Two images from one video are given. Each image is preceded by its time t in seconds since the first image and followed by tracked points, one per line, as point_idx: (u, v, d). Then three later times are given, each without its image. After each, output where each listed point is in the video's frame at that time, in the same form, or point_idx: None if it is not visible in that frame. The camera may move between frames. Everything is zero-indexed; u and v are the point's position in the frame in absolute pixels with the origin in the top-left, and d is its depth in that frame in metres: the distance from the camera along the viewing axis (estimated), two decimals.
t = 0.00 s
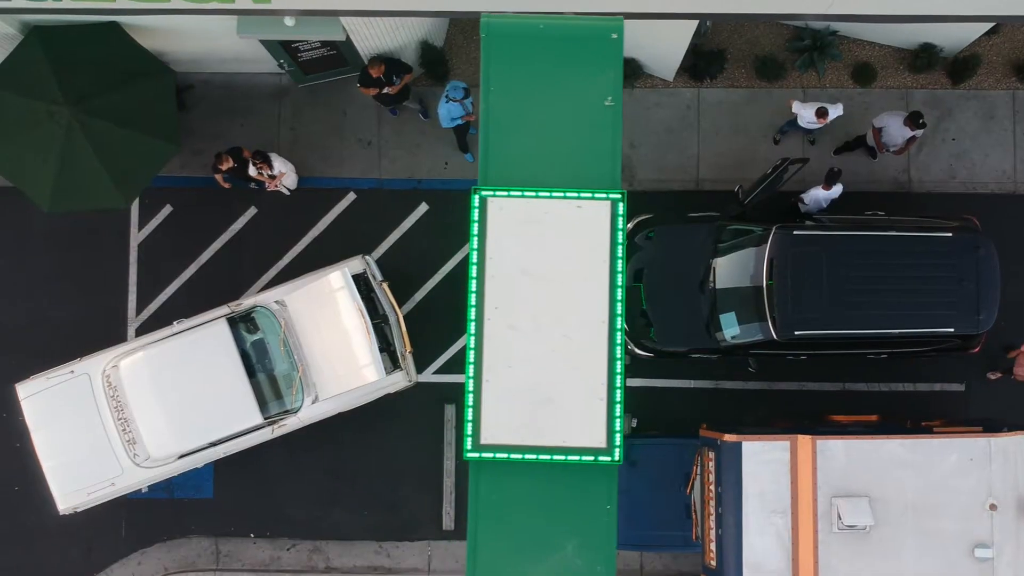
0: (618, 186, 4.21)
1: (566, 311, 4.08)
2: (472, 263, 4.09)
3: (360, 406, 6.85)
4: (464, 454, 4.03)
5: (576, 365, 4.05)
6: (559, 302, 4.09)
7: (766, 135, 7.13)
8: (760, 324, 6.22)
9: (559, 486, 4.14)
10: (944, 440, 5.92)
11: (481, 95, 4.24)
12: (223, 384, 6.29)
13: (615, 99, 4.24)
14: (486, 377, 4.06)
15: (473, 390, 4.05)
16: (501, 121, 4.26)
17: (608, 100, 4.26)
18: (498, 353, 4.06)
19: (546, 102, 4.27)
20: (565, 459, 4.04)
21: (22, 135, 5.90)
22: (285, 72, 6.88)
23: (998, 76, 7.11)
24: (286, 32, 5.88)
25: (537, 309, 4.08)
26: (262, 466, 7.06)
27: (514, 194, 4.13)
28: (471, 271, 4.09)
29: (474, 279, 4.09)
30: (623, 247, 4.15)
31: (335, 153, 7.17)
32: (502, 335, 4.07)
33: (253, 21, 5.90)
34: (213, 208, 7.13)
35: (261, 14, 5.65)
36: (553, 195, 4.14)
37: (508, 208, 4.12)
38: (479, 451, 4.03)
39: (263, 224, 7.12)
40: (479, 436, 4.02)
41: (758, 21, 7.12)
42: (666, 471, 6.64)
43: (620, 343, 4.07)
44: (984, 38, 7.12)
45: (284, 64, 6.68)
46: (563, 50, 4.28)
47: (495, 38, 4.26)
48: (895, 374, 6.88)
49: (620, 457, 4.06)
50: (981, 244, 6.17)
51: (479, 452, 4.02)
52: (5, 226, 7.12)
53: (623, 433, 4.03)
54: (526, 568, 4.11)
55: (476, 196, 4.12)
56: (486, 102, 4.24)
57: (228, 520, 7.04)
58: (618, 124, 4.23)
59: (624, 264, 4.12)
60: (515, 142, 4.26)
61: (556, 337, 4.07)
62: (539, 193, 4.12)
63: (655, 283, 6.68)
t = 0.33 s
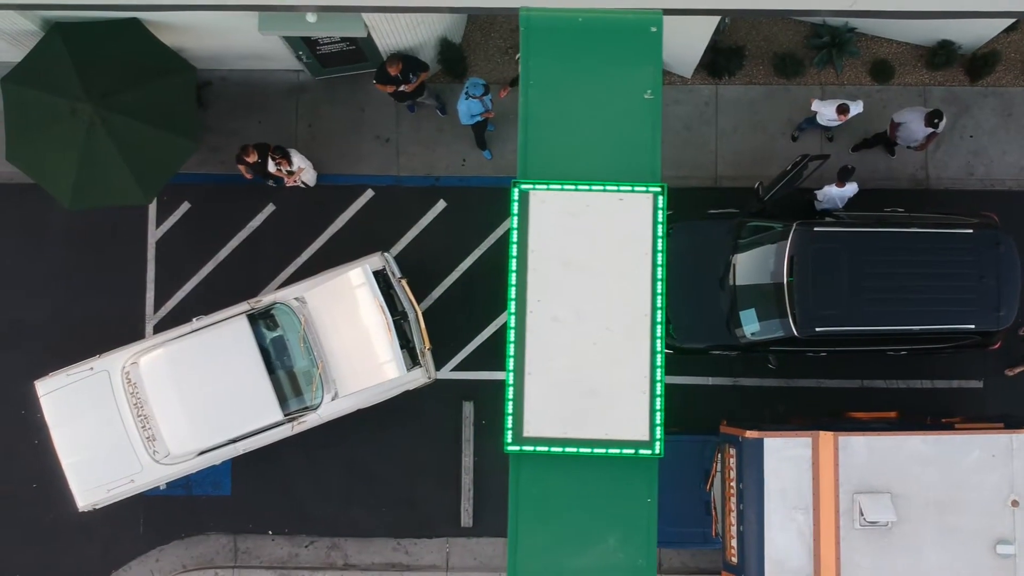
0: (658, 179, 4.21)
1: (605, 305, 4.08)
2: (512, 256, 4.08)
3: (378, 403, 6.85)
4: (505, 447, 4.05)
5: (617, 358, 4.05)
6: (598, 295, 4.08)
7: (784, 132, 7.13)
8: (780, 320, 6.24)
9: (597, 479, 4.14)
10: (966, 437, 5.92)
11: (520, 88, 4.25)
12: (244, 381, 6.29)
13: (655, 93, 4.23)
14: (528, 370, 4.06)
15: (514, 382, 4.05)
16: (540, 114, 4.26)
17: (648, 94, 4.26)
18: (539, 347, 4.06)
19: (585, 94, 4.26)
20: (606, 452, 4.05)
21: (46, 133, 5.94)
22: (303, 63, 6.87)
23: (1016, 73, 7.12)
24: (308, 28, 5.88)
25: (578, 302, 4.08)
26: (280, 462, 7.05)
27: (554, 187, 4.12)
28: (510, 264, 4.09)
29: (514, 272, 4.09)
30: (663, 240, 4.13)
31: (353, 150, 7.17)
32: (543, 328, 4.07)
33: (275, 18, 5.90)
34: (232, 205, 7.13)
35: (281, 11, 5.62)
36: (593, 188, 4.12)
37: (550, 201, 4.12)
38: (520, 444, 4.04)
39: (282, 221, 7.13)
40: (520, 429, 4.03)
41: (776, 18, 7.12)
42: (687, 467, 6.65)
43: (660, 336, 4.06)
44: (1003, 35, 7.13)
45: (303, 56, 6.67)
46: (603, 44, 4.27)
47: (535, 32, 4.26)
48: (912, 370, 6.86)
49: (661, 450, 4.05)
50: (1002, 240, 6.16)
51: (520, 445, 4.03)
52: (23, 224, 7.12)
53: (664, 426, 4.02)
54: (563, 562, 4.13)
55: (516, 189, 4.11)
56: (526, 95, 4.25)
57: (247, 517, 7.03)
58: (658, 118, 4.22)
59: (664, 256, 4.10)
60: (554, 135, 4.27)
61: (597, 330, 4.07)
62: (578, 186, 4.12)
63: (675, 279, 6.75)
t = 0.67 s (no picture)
0: (697, 173, 4.20)
1: (644, 298, 4.07)
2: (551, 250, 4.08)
3: (396, 400, 6.84)
4: (545, 441, 4.05)
5: (657, 351, 4.04)
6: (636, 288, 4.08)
7: (801, 129, 7.13)
8: (800, 317, 6.22)
9: (634, 472, 4.14)
10: (987, 433, 5.93)
11: (559, 81, 4.25)
12: (265, 377, 6.29)
13: (694, 86, 4.22)
14: (569, 364, 4.05)
15: (553, 375, 4.06)
16: (579, 106, 4.27)
17: (687, 87, 4.25)
18: (578, 340, 4.06)
19: (624, 87, 4.26)
20: (646, 445, 4.04)
21: (68, 130, 5.93)
22: (320, 54, 6.83)
23: None
24: (330, 25, 5.87)
25: (619, 296, 4.07)
26: (298, 460, 7.05)
27: (593, 180, 4.11)
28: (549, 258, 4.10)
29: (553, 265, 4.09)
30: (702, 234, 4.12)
31: (370, 148, 7.17)
32: (583, 321, 4.07)
33: (297, 13, 5.89)
34: (250, 202, 7.13)
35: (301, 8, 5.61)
36: (633, 181, 4.11)
37: (591, 195, 4.11)
38: (560, 438, 4.06)
39: (300, 219, 7.12)
40: (561, 423, 4.04)
41: (794, 15, 7.12)
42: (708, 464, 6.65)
43: (700, 330, 4.05)
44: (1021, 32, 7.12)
45: (322, 48, 6.64)
46: (641, 38, 4.27)
47: (574, 24, 4.26)
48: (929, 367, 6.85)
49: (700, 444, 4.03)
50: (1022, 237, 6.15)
51: (560, 438, 4.04)
52: (41, 222, 7.14)
53: (704, 420, 4.01)
54: (601, 555, 4.13)
55: (555, 182, 4.10)
56: (564, 87, 4.25)
57: (265, 515, 7.03)
58: (697, 111, 4.21)
59: (704, 250, 4.08)
60: (592, 128, 4.27)
61: (638, 324, 4.06)
62: (617, 179, 4.10)
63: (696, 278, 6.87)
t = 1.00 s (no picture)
0: (737, 167, 4.18)
1: (685, 291, 4.02)
2: (591, 245, 4.06)
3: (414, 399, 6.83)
4: (586, 436, 4.03)
5: (699, 346, 4.00)
6: (677, 282, 4.03)
7: (819, 126, 7.13)
8: (821, 314, 6.23)
9: (673, 467, 4.13)
10: (1009, 431, 5.93)
11: (597, 76, 4.23)
12: (286, 375, 6.29)
13: (733, 80, 4.21)
14: (612, 360, 4.00)
15: (594, 371, 4.04)
16: (617, 102, 4.25)
17: (726, 81, 4.23)
18: (622, 335, 4.01)
19: (663, 82, 4.25)
20: (687, 441, 4.02)
21: (89, 128, 5.93)
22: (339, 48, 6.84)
23: None
24: (352, 22, 5.87)
25: (662, 291, 4.02)
26: (317, 458, 7.05)
27: (634, 175, 4.06)
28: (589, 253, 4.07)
29: (593, 261, 4.07)
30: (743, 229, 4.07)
31: (388, 145, 7.16)
32: (626, 316, 4.02)
33: (319, 11, 5.89)
34: (268, 200, 7.12)
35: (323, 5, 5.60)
36: (675, 176, 4.06)
37: (633, 190, 4.05)
38: (601, 432, 4.03)
39: (318, 217, 7.11)
40: (603, 418, 4.01)
41: (812, 12, 7.11)
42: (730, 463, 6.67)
43: (742, 326, 4.01)
44: None
45: (341, 41, 6.64)
46: (680, 32, 4.25)
47: (613, 19, 4.24)
48: (947, 365, 6.84)
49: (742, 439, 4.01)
50: None
51: (601, 434, 4.02)
52: (58, 219, 7.13)
53: (746, 416, 3.97)
54: (640, 550, 4.13)
55: (595, 178, 4.07)
56: (603, 82, 4.23)
57: (283, 513, 7.03)
58: (737, 105, 4.20)
59: (745, 246, 4.04)
60: (631, 123, 4.26)
61: (680, 319, 4.01)
62: (657, 174, 4.05)
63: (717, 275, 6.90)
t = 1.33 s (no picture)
0: (778, 163, 4.14)
1: (728, 287, 3.94)
2: (632, 241, 4.00)
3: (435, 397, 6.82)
4: (628, 433, 4.00)
5: (742, 342, 3.93)
6: (720, 278, 3.95)
7: (838, 124, 7.12)
8: (842, 313, 6.23)
9: (713, 463, 4.11)
10: None
11: (638, 72, 4.18)
12: (307, 374, 6.28)
13: (774, 76, 4.16)
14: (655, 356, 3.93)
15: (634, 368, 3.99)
16: (658, 97, 4.21)
17: (767, 78, 4.19)
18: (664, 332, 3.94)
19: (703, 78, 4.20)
20: (729, 438, 3.97)
21: (110, 125, 5.92)
22: (357, 46, 6.83)
23: None
24: (373, 20, 5.86)
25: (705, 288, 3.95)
26: (336, 457, 7.05)
27: (676, 171, 3.96)
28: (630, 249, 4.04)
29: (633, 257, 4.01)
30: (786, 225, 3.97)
31: (406, 143, 7.15)
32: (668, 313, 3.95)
33: (340, 8, 5.88)
34: (286, 199, 7.11)
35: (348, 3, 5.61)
36: (718, 171, 3.95)
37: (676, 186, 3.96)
38: (643, 429, 3.98)
39: (336, 215, 7.11)
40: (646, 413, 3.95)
41: (830, 10, 7.10)
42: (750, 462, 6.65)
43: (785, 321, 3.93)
44: None
45: (360, 40, 6.64)
46: (719, 28, 4.21)
47: (653, 14, 4.20)
48: (966, 363, 6.84)
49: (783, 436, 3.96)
50: None
51: (644, 431, 3.97)
52: (75, 218, 7.12)
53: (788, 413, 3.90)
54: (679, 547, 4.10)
55: (635, 174, 4.00)
56: (643, 78, 4.19)
57: (302, 512, 7.02)
58: (778, 101, 4.16)
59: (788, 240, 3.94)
60: (672, 119, 4.21)
61: (724, 316, 3.93)
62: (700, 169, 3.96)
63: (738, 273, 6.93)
